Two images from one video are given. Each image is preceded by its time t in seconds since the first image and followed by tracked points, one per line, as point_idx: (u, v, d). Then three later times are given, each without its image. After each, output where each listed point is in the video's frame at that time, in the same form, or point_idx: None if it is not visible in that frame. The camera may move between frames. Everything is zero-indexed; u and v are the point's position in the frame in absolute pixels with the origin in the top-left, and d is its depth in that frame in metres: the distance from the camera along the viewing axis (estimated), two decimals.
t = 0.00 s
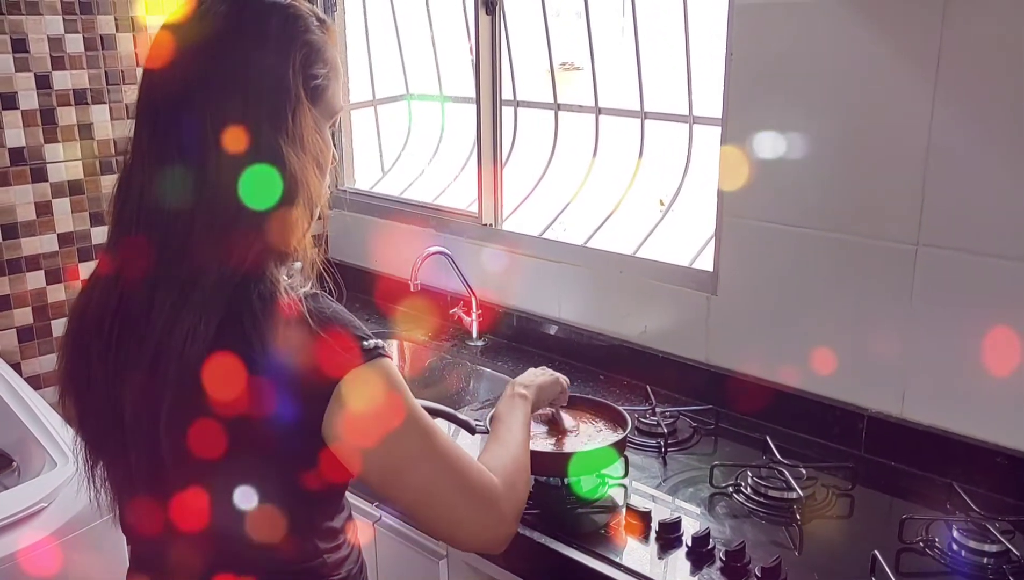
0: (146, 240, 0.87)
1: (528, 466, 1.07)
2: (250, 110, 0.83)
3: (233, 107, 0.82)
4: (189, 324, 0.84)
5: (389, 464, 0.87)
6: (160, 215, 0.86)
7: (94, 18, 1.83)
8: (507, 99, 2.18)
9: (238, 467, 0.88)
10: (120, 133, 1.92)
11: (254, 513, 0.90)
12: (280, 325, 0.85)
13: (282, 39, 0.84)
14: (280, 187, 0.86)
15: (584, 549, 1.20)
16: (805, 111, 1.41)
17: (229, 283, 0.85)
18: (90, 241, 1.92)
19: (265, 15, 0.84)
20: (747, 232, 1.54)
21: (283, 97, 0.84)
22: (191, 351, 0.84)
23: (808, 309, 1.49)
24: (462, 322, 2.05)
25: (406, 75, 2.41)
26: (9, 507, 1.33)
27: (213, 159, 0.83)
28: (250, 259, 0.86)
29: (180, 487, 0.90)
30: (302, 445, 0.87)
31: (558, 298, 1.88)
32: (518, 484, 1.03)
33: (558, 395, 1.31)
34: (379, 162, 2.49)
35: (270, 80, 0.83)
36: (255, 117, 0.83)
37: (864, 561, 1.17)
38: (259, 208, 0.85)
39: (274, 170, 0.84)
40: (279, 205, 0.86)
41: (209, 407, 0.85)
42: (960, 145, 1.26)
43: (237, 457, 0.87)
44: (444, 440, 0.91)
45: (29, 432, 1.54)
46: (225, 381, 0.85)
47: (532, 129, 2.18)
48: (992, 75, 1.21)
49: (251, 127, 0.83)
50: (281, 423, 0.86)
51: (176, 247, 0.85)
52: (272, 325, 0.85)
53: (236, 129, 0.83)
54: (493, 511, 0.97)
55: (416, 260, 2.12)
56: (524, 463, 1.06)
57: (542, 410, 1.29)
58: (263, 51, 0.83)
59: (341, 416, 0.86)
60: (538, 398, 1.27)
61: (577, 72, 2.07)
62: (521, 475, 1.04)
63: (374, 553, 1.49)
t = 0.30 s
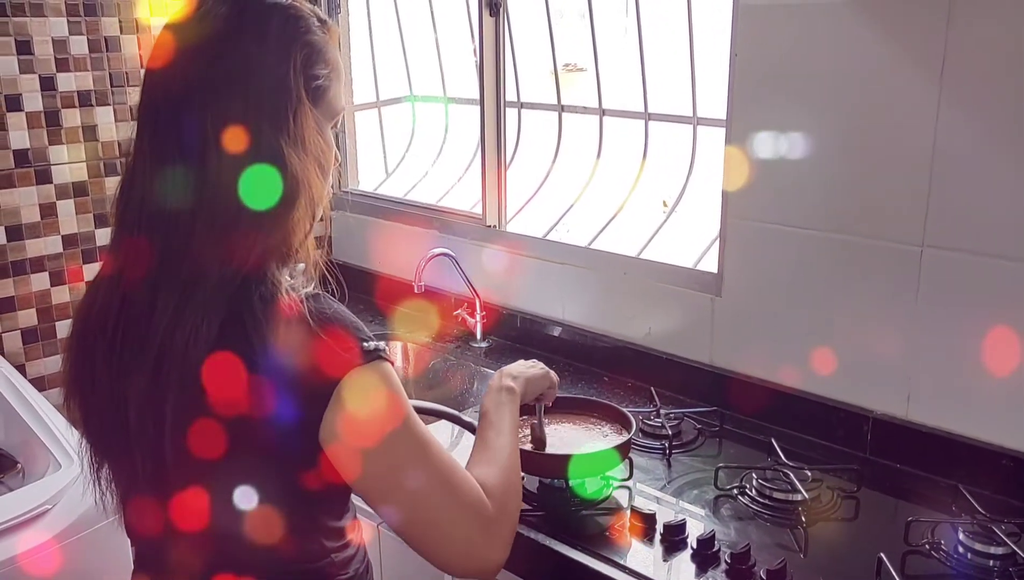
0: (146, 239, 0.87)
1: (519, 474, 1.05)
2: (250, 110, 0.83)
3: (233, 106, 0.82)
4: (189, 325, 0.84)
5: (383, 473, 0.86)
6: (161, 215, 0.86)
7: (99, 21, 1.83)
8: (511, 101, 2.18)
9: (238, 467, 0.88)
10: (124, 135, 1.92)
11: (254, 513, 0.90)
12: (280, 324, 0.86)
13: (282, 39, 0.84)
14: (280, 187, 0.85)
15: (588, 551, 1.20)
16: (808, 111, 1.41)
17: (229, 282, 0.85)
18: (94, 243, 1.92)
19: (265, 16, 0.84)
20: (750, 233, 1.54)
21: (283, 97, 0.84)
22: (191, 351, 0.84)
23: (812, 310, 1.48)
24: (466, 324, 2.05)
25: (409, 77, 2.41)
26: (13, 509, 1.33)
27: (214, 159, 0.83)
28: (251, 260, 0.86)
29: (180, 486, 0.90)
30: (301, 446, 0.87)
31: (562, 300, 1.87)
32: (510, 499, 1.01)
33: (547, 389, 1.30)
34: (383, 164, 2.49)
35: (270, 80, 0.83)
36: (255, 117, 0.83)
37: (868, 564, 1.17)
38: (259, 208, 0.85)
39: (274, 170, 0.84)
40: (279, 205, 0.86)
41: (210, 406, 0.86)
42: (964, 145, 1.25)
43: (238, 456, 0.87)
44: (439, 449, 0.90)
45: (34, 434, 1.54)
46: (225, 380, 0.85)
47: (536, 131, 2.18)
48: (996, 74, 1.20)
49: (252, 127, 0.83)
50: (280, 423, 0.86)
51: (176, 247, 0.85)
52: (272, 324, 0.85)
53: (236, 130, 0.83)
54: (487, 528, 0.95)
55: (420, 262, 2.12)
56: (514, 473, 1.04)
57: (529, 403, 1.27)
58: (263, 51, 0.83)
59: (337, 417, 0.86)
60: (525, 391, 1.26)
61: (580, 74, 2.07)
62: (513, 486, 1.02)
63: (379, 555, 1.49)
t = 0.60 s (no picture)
0: (145, 240, 0.87)
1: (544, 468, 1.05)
2: (250, 111, 0.82)
3: (234, 107, 0.82)
4: (190, 324, 0.84)
5: (393, 473, 0.87)
6: (160, 215, 0.86)
7: (101, 21, 1.84)
8: (512, 101, 2.18)
9: (238, 467, 0.88)
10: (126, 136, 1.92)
11: (254, 513, 0.90)
12: (280, 324, 0.85)
13: (283, 39, 0.84)
14: (281, 188, 0.85)
15: (589, 551, 1.20)
16: (810, 112, 1.41)
17: (228, 282, 0.85)
18: (96, 244, 1.92)
19: (266, 15, 0.84)
20: (752, 233, 1.53)
21: (283, 97, 0.84)
22: (191, 351, 0.84)
23: (813, 311, 1.48)
24: (468, 324, 2.04)
25: (411, 76, 2.41)
26: (14, 510, 1.33)
27: (214, 159, 0.83)
28: (252, 260, 0.85)
29: (180, 486, 0.90)
30: (301, 446, 0.87)
31: (564, 300, 1.87)
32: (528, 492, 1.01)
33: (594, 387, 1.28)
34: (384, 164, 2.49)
35: (270, 80, 0.83)
36: (256, 117, 0.83)
37: (870, 565, 1.17)
38: (259, 208, 0.85)
39: (274, 170, 0.84)
40: (279, 204, 0.86)
41: (209, 406, 0.86)
42: (965, 145, 1.25)
43: (238, 456, 0.88)
44: (445, 443, 0.90)
45: (36, 434, 1.54)
46: (225, 380, 0.85)
47: (538, 131, 2.17)
48: (997, 73, 1.20)
49: (252, 127, 0.83)
50: (280, 423, 0.86)
51: (174, 247, 0.85)
52: (272, 324, 0.85)
53: (236, 129, 0.83)
54: (500, 522, 0.96)
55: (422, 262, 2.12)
56: (539, 466, 1.04)
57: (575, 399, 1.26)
58: (264, 51, 0.83)
59: (338, 418, 0.86)
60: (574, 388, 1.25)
61: (581, 73, 2.06)
62: (532, 478, 1.02)
63: (381, 555, 1.49)
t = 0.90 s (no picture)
0: (147, 240, 0.87)
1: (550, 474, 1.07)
2: (256, 112, 0.82)
3: (238, 105, 0.82)
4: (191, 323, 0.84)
5: (408, 475, 0.87)
6: (161, 215, 0.86)
7: (103, 22, 1.84)
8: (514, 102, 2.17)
9: (238, 467, 0.88)
10: (128, 136, 1.92)
11: (253, 513, 0.90)
12: (280, 325, 0.85)
13: (293, 41, 0.84)
14: (280, 189, 0.85)
15: (593, 553, 1.19)
16: (813, 112, 1.40)
17: (229, 282, 0.84)
18: (97, 244, 1.92)
19: (276, 18, 0.84)
20: (754, 234, 1.53)
21: (293, 101, 0.84)
22: (190, 351, 0.84)
23: (816, 312, 1.48)
24: (469, 324, 2.04)
25: (412, 77, 2.41)
26: (18, 510, 1.33)
27: (214, 159, 0.83)
28: (252, 261, 0.85)
29: (180, 486, 0.90)
30: (302, 446, 0.87)
31: (567, 302, 1.87)
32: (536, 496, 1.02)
33: (592, 404, 1.30)
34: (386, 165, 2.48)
35: (279, 83, 0.83)
36: (261, 119, 0.82)
37: (874, 566, 1.16)
38: (259, 208, 0.85)
39: (274, 170, 0.83)
40: (280, 205, 0.85)
41: (210, 406, 0.86)
42: (968, 146, 1.25)
43: (238, 456, 0.88)
44: (453, 445, 0.90)
45: (39, 435, 1.54)
46: (226, 380, 0.85)
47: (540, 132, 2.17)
48: (1000, 74, 1.20)
49: (252, 127, 0.82)
50: (281, 422, 0.86)
51: (175, 247, 0.85)
52: (272, 325, 0.85)
53: (236, 129, 0.82)
54: (506, 527, 0.96)
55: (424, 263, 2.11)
56: (546, 471, 1.06)
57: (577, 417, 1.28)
58: (272, 52, 0.82)
59: (341, 419, 0.86)
60: (574, 406, 1.26)
61: (583, 74, 2.06)
62: (540, 481, 1.03)
63: (383, 556, 1.49)
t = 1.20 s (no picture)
0: (149, 240, 0.88)
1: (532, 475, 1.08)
2: (258, 111, 0.82)
3: (238, 103, 0.82)
4: (189, 323, 0.84)
5: (408, 475, 0.88)
6: (162, 216, 0.86)
7: (106, 22, 1.84)
8: (516, 102, 2.17)
9: (239, 467, 0.88)
10: (131, 136, 1.92)
11: (254, 512, 0.90)
12: (280, 325, 0.85)
13: (296, 40, 0.84)
14: (280, 188, 0.85)
15: (595, 552, 1.19)
16: (815, 113, 1.40)
17: (228, 282, 0.85)
18: (100, 244, 1.92)
19: (279, 19, 0.84)
20: (756, 234, 1.53)
21: (295, 100, 0.84)
22: (190, 351, 0.84)
23: (818, 312, 1.48)
24: (472, 324, 2.04)
25: (414, 77, 2.41)
26: (22, 509, 1.33)
27: (214, 159, 0.83)
28: (252, 261, 0.85)
29: (182, 486, 0.91)
30: (302, 446, 0.87)
31: (568, 301, 1.87)
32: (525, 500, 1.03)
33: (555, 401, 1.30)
34: (387, 165, 2.49)
35: (281, 83, 0.83)
36: (262, 119, 0.82)
37: (876, 566, 1.16)
38: (259, 208, 0.85)
39: (274, 170, 0.84)
40: (280, 205, 0.85)
41: (210, 406, 0.86)
42: (970, 146, 1.25)
43: (238, 457, 0.88)
44: (451, 448, 0.91)
45: (42, 435, 1.54)
46: (226, 380, 0.85)
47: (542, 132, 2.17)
48: (1002, 74, 1.20)
49: (252, 126, 0.82)
50: (280, 423, 0.86)
51: (176, 248, 0.86)
52: (272, 325, 0.85)
53: (236, 129, 0.83)
54: (500, 531, 0.97)
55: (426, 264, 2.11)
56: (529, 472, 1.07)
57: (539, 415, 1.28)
58: (275, 52, 0.83)
59: (342, 419, 0.86)
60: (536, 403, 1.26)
61: (585, 74, 2.06)
62: (529, 487, 1.04)
63: (385, 556, 1.49)
